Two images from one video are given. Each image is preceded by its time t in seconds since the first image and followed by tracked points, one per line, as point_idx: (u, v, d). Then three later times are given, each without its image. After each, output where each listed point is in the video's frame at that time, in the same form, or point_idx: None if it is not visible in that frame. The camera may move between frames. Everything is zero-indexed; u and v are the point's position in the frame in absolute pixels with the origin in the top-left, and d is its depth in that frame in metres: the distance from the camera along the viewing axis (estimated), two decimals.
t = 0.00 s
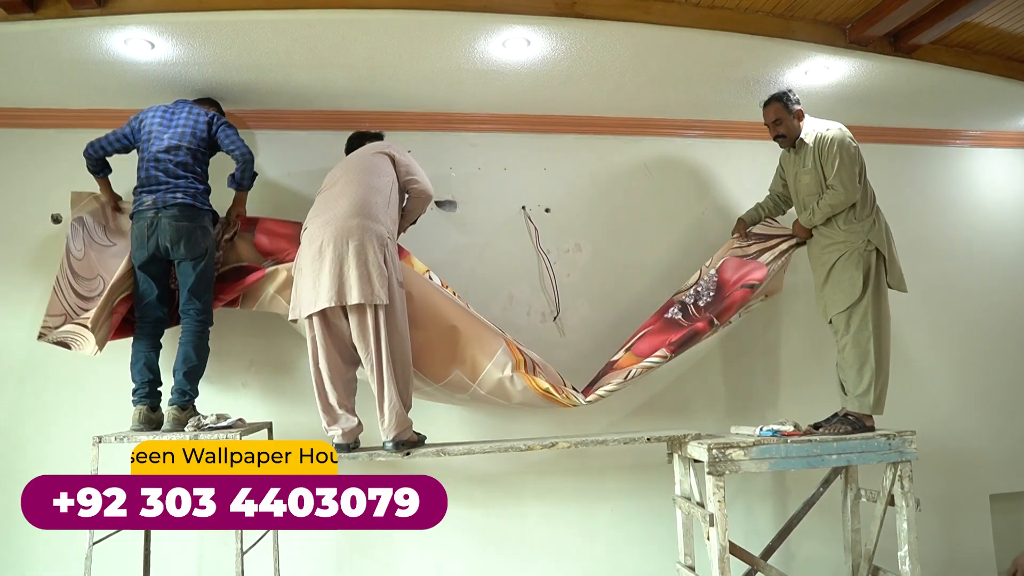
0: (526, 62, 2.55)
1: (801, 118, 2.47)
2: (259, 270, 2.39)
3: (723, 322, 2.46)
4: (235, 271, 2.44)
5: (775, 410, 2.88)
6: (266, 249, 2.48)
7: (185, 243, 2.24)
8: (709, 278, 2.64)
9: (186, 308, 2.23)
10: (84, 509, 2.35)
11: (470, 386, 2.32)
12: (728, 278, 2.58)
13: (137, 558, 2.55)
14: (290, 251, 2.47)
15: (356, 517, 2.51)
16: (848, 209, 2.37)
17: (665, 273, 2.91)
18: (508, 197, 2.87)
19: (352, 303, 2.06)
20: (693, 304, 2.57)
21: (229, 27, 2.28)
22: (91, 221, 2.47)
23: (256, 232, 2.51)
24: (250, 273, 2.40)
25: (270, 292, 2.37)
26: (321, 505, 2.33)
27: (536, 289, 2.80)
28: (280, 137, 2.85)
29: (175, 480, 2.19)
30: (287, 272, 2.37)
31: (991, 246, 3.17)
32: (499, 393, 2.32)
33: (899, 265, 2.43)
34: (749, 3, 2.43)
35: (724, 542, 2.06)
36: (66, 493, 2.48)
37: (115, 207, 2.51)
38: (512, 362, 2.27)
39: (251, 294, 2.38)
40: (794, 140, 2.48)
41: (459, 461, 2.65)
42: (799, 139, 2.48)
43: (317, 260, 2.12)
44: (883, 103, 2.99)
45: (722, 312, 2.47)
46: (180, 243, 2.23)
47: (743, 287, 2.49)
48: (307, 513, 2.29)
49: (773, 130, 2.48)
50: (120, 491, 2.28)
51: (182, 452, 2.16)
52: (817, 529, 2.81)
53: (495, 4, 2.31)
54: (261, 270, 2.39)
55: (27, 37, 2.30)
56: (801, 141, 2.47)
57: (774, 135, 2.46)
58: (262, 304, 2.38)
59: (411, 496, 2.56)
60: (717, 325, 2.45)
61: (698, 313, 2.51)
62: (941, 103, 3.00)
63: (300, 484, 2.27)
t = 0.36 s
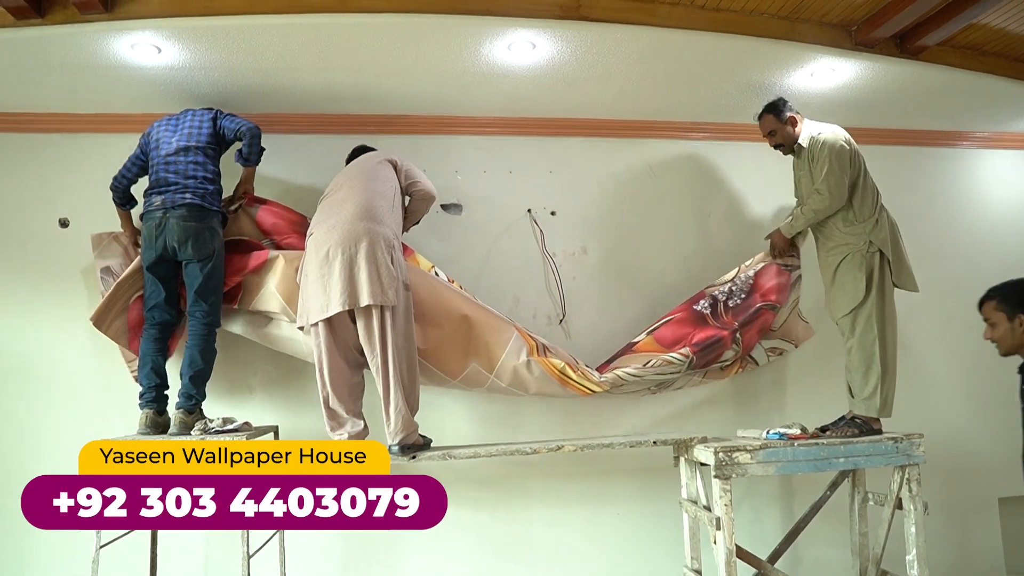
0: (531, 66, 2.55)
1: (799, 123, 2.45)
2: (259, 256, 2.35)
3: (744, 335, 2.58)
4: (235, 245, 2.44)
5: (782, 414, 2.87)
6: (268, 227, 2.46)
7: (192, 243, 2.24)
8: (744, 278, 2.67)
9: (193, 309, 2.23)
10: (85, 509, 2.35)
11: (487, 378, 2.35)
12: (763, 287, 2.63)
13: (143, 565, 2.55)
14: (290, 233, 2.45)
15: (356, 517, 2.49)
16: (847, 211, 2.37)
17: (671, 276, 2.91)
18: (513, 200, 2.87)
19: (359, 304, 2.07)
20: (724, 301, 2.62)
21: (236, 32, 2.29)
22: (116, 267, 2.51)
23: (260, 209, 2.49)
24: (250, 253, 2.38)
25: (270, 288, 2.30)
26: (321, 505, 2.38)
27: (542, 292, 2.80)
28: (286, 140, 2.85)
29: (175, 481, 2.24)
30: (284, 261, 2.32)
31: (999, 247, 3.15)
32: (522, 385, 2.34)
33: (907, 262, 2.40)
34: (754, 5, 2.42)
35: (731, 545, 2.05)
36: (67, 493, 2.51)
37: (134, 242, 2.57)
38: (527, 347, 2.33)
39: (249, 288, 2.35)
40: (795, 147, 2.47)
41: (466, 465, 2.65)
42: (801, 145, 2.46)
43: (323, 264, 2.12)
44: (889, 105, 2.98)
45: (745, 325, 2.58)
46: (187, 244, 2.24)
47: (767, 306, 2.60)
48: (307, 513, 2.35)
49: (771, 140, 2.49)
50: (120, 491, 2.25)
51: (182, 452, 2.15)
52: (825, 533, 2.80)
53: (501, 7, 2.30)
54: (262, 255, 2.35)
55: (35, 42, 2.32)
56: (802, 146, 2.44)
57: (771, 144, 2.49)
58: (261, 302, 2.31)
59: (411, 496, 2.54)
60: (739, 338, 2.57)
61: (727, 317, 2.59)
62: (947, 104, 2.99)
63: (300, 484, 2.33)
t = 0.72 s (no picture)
0: (530, 73, 2.56)
1: (782, 142, 2.47)
2: (254, 265, 2.33)
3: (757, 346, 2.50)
4: (231, 251, 2.44)
5: (782, 420, 2.87)
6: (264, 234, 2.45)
7: (187, 251, 2.23)
8: (763, 285, 2.59)
9: (190, 318, 2.21)
10: (84, 509, 2.32)
11: (491, 382, 2.31)
12: (780, 296, 2.56)
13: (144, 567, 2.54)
14: (286, 240, 2.45)
15: (357, 517, 2.45)
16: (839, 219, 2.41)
17: (670, 282, 2.91)
18: (513, 207, 2.87)
19: (364, 308, 2.06)
20: (740, 306, 2.56)
21: (236, 41, 2.29)
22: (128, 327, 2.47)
23: (256, 215, 2.48)
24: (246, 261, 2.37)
25: (267, 299, 2.28)
26: (321, 505, 2.34)
27: (541, 300, 2.80)
28: (285, 148, 2.85)
29: (174, 481, 2.17)
30: (280, 271, 2.31)
31: (997, 253, 3.16)
32: (526, 389, 2.30)
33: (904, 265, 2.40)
34: (753, 13, 2.43)
35: (732, 553, 2.04)
36: (66, 493, 2.46)
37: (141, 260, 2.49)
38: (527, 347, 2.31)
39: (246, 298, 2.34)
40: (784, 163, 2.50)
41: (465, 472, 2.65)
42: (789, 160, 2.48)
43: (327, 271, 2.11)
44: (886, 112, 2.99)
45: (758, 335, 2.51)
46: (181, 252, 2.23)
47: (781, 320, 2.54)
48: (307, 513, 2.31)
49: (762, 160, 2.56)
50: (120, 491, 2.24)
51: (182, 452, 2.10)
52: (825, 539, 2.79)
53: (501, 16, 2.32)
54: (257, 265, 2.33)
55: (35, 51, 2.32)
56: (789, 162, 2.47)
57: (762, 166, 2.55)
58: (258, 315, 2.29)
59: (411, 496, 2.52)
60: (751, 347, 2.49)
61: (741, 320, 2.52)
62: (945, 111, 3.01)
63: (300, 484, 2.29)
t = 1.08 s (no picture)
0: (529, 73, 2.56)
1: (768, 163, 2.54)
2: (256, 271, 2.31)
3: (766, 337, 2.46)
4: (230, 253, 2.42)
5: (782, 419, 2.87)
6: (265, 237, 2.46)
7: (187, 252, 2.22)
8: (774, 275, 2.59)
9: (191, 319, 2.20)
10: (84, 509, 2.32)
11: (496, 378, 2.28)
12: (788, 288, 2.55)
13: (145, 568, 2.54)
14: (287, 242, 2.46)
15: (357, 517, 2.43)
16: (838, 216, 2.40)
17: (670, 282, 2.92)
18: (512, 207, 2.87)
19: (368, 307, 2.06)
20: (751, 293, 2.56)
21: (234, 41, 2.29)
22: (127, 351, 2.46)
23: (257, 216, 2.49)
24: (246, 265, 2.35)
25: (270, 306, 2.27)
26: (321, 505, 2.33)
27: (541, 299, 2.80)
28: (284, 148, 2.85)
29: (174, 480, 2.17)
30: (282, 278, 2.29)
31: (996, 252, 3.16)
32: (532, 385, 2.26)
33: (908, 260, 2.42)
34: (752, 12, 2.43)
35: (733, 552, 2.05)
36: (67, 493, 2.44)
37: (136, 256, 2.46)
38: (528, 344, 2.34)
39: (246, 304, 2.32)
40: (777, 181, 2.55)
41: (466, 472, 2.65)
42: (778, 174, 2.52)
43: (330, 270, 2.11)
44: (885, 111, 3.00)
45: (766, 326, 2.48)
46: (181, 253, 2.22)
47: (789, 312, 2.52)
48: (307, 513, 2.30)
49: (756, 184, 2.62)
50: (120, 491, 2.25)
51: (182, 452, 2.10)
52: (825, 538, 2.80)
53: (500, 15, 2.32)
54: (258, 271, 2.31)
55: (34, 52, 2.32)
56: (778, 176, 2.52)
57: (757, 190, 2.61)
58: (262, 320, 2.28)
59: (411, 496, 2.50)
60: (760, 337, 2.45)
61: (749, 308, 2.52)
62: (944, 110, 3.01)
63: (300, 484, 2.28)
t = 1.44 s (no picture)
0: (531, 74, 2.56)
1: (765, 184, 2.64)
2: (260, 270, 2.31)
3: (778, 338, 2.38)
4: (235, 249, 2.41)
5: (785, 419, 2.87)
6: (271, 235, 2.46)
7: (189, 252, 2.22)
8: (789, 274, 2.53)
9: (193, 319, 2.19)
10: (84, 509, 2.32)
11: (499, 377, 2.29)
12: (801, 288, 2.47)
13: (148, 568, 2.54)
14: (293, 241, 2.47)
15: (357, 517, 2.41)
16: (841, 214, 2.38)
17: (673, 281, 2.92)
18: (515, 208, 2.87)
19: (368, 307, 2.06)
20: (764, 294, 2.50)
21: (237, 43, 2.30)
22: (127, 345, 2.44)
23: (262, 215, 2.49)
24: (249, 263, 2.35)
25: (273, 304, 2.28)
26: (321, 505, 2.32)
27: (544, 299, 2.80)
28: (288, 149, 2.86)
29: (174, 480, 2.17)
30: (287, 278, 2.29)
31: (1000, 251, 3.16)
32: (535, 382, 2.26)
33: (915, 258, 2.39)
34: (754, 12, 2.43)
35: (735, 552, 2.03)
36: (67, 493, 2.46)
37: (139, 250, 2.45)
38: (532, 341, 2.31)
39: (248, 302, 2.31)
40: (778, 199, 2.63)
41: (469, 472, 2.65)
42: (777, 190, 2.61)
43: (330, 269, 2.12)
44: (888, 110, 2.99)
45: (779, 327, 2.40)
46: (184, 253, 2.22)
47: (801, 313, 2.42)
48: (307, 513, 2.30)
49: (761, 207, 2.72)
50: (120, 491, 2.25)
51: (182, 452, 2.11)
52: (828, 537, 2.79)
53: (502, 15, 2.32)
54: (263, 270, 2.31)
55: (38, 54, 2.33)
56: (777, 193, 2.61)
57: (763, 212, 2.71)
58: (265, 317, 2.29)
59: (411, 496, 2.51)
60: (772, 338, 2.38)
61: (762, 309, 2.46)
62: (948, 109, 3.01)
63: (300, 484, 2.28)
